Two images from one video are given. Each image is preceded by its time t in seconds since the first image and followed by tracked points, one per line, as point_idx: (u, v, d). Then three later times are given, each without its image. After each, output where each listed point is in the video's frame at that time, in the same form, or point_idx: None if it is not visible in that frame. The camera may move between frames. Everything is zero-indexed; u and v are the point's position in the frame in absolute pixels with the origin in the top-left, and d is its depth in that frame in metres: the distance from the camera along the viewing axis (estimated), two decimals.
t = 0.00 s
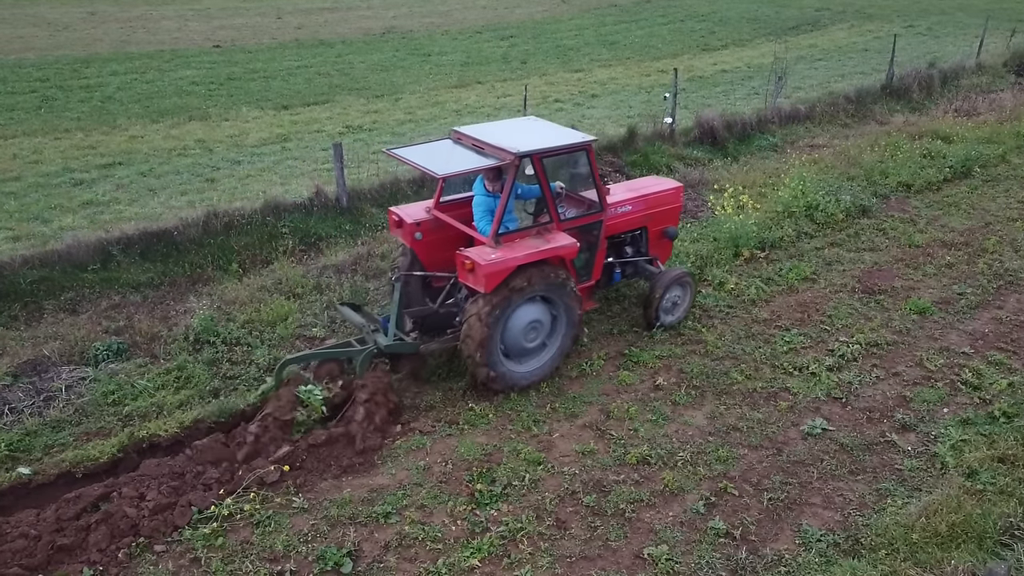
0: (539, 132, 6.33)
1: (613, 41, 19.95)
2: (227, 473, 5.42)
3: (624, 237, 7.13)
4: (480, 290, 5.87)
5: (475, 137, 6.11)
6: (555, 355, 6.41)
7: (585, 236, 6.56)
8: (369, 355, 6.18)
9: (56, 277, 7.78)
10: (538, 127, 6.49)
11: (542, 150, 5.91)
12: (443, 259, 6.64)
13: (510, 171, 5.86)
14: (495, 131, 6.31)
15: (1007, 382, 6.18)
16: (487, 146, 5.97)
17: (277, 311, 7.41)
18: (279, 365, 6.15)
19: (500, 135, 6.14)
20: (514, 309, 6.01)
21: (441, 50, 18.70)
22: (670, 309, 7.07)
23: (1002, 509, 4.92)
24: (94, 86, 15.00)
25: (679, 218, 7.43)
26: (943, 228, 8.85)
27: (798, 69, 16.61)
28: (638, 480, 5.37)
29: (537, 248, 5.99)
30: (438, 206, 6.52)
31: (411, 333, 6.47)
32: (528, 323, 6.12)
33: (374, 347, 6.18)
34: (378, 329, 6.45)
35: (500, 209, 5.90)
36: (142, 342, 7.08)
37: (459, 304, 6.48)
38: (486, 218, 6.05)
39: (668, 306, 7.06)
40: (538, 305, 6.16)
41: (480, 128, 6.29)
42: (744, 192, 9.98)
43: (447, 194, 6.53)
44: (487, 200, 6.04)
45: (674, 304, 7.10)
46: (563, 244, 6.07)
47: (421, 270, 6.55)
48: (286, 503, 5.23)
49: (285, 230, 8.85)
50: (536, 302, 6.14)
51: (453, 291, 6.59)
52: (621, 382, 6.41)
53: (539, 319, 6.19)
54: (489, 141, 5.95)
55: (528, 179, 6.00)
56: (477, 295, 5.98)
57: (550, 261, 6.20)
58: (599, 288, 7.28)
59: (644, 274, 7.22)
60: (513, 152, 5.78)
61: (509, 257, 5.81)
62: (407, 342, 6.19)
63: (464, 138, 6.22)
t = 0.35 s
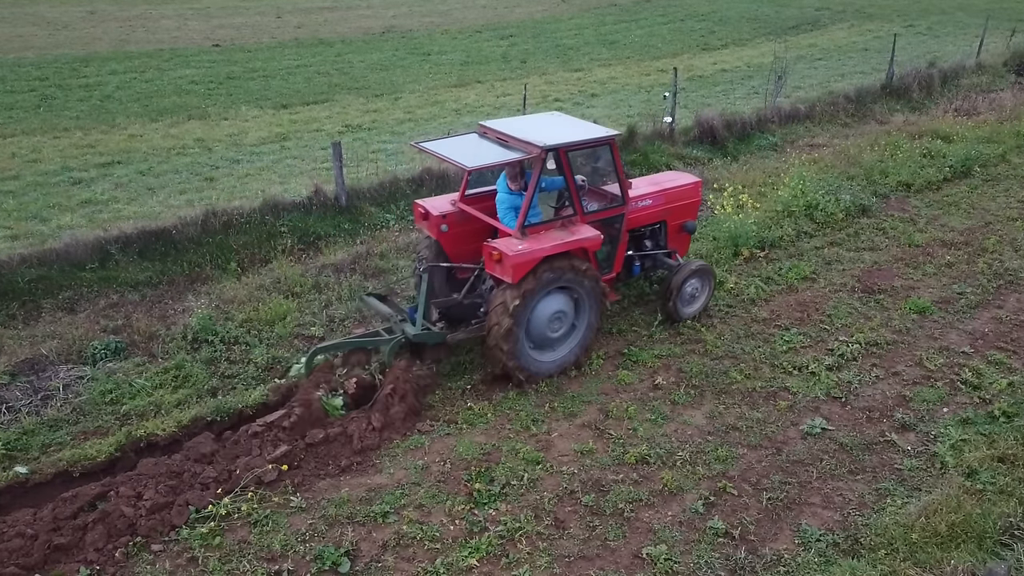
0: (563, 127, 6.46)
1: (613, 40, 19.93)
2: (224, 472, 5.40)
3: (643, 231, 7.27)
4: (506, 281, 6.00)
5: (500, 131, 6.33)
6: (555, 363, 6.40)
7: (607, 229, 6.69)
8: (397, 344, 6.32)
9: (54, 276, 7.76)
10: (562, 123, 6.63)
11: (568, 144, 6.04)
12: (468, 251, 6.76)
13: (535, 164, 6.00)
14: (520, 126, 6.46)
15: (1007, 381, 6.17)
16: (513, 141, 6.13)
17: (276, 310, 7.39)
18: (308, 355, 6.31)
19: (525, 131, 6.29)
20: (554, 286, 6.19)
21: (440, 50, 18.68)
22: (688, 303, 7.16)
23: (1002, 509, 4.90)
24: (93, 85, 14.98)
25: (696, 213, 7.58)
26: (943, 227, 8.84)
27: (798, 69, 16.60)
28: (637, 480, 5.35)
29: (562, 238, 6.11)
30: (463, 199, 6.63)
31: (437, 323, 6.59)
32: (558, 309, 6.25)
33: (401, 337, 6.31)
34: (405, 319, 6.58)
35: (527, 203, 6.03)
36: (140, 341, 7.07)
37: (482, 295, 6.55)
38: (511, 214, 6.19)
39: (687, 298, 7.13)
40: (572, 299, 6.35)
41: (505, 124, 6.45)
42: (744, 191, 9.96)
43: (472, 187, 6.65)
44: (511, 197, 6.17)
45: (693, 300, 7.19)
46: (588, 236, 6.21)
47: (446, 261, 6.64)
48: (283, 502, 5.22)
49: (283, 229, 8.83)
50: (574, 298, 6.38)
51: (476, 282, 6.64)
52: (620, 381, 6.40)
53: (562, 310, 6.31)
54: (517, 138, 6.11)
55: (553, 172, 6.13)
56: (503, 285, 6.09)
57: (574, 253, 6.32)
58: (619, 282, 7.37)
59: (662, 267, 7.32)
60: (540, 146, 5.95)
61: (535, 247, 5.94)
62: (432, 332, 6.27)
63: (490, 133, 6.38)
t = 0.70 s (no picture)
0: (583, 120, 6.57)
1: (613, 40, 19.92)
2: (222, 471, 5.39)
3: (663, 223, 7.32)
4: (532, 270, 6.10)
5: (522, 125, 6.43)
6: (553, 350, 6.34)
7: (628, 221, 6.76)
8: (426, 333, 6.51)
9: (52, 275, 7.75)
10: (583, 117, 6.72)
11: (589, 136, 6.16)
12: (493, 244, 6.84)
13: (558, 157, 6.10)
14: (542, 120, 6.57)
15: (1007, 381, 6.15)
16: (535, 134, 6.24)
17: (275, 309, 7.38)
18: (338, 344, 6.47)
19: (547, 124, 6.41)
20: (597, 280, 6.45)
21: (440, 49, 18.67)
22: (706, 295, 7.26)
23: (1002, 509, 4.88)
24: (93, 84, 14.97)
25: (715, 204, 7.63)
26: (943, 227, 8.82)
27: (798, 68, 16.59)
28: (637, 479, 5.34)
29: (585, 229, 6.22)
30: (486, 193, 6.74)
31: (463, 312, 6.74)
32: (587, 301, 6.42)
33: (431, 324, 6.48)
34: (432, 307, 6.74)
35: (550, 195, 6.13)
36: (139, 340, 7.05)
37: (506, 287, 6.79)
38: (535, 207, 6.28)
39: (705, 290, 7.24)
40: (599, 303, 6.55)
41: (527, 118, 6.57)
42: (743, 190, 9.95)
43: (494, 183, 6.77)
44: (535, 189, 6.28)
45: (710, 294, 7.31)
46: (610, 226, 6.30)
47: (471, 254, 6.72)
48: (281, 502, 5.21)
49: (282, 229, 8.82)
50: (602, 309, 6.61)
51: (500, 276, 6.87)
52: (619, 380, 6.38)
53: (587, 303, 6.46)
54: (537, 130, 6.22)
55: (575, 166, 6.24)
56: (529, 275, 6.19)
57: (595, 243, 6.42)
58: (638, 273, 7.48)
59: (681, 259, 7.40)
60: (562, 138, 6.05)
61: (560, 237, 6.05)
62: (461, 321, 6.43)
63: (512, 127, 6.51)
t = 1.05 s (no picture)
0: (603, 116, 6.69)
1: (613, 39, 19.90)
2: (220, 470, 5.37)
3: (681, 217, 7.44)
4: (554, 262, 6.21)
5: (543, 121, 6.61)
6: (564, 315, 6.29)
7: (648, 214, 6.87)
8: (451, 325, 6.62)
9: (51, 274, 7.73)
10: (602, 113, 6.86)
11: (610, 131, 6.28)
12: (514, 238, 6.92)
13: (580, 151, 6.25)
14: (563, 115, 6.73)
15: (1007, 380, 6.13)
16: (556, 129, 6.40)
17: (273, 307, 7.36)
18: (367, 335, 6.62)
19: (569, 119, 6.56)
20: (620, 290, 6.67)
21: (440, 48, 18.66)
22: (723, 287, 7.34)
23: (1003, 509, 4.87)
24: (93, 83, 14.96)
25: (732, 198, 7.73)
26: (943, 226, 8.80)
27: (798, 68, 16.57)
28: (636, 478, 5.32)
29: (606, 222, 6.33)
30: (508, 188, 6.82)
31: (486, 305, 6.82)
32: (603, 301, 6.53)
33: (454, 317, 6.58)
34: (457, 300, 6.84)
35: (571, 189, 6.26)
36: (137, 339, 7.04)
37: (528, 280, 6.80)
38: (557, 198, 6.37)
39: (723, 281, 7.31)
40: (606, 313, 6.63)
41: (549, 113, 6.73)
42: (743, 190, 9.94)
43: (516, 177, 6.85)
44: (557, 179, 6.38)
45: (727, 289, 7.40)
46: (632, 220, 6.43)
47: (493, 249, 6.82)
48: (279, 501, 5.19)
49: (282, 227, 8.80)
50: (609, 320, 6.70)
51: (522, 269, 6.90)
52: (619, 380, 6.36)
53: (599, 299, 6.52)
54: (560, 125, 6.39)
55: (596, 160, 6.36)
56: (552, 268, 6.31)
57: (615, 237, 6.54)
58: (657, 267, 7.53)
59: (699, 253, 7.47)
60: (583, 133, 6.20)
61: (582, 230, 6.16)
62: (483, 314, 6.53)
63: (533, 123, 6.69)
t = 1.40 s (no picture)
0: (622, 111, 6.82)
1: (610, 38, 19.90)
2: (216, 470, 5.36)
3: (696, 211, 7.53)
4: (578, 253, 6.32)
5: (564, 116, 6.74)
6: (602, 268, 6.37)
7: (665, 208, 7.04)
8: (473, 316, 6.69)
9: (47, 273, 7.71)
10: (620, 108, 7.00)
11: (633, 125, 6.41)
12: (534, 231, 7.08)
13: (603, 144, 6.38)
14: (584, 111, 6.86)
15: (1004, 379, 6.13)
16: (579, 124, 6.54)
17: (270, 307, 7.35)
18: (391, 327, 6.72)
19: (590, 114, 6.69)
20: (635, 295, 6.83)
21: (437, 48, 18.64)
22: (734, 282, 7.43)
23: (1000, 507, 4.86)
24: (89, 82, 14.92)
25: (746, 194, 7.81)
26: (940, 225, 8.81)
27: (795, 67, 16.57)
28: (634, 478, 5.31)
29: (628, 214, 6.45)
30: (529, 181, 6.99)
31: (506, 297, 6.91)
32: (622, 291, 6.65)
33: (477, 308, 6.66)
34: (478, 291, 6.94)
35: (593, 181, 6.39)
36: (133, 339, 7.02)
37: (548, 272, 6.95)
38: (577, 191, 6.53)
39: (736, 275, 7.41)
40: (618, 304, 6.69)
41: (571, 108, 6.85)
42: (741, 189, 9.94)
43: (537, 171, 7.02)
44: (575, 173, 6.55)
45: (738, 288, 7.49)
46: (653, 212, 6.56)
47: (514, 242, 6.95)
48: (276, 501, 5.18)
49: (278, 227, 8.78)
50: (616, 316, 6.74)
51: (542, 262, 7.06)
52: (616, 379, 6.35)
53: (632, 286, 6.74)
54: (582, 119, 6.52)
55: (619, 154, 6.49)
56: (574, 259, 6.41)
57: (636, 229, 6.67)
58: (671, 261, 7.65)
59: (713, 247, 7.59)
60: (607, 127, 6.33)
61: (606, 221, 6.28)
62: (505, 304, 6.61)
63: (554, 117, 6.82)
